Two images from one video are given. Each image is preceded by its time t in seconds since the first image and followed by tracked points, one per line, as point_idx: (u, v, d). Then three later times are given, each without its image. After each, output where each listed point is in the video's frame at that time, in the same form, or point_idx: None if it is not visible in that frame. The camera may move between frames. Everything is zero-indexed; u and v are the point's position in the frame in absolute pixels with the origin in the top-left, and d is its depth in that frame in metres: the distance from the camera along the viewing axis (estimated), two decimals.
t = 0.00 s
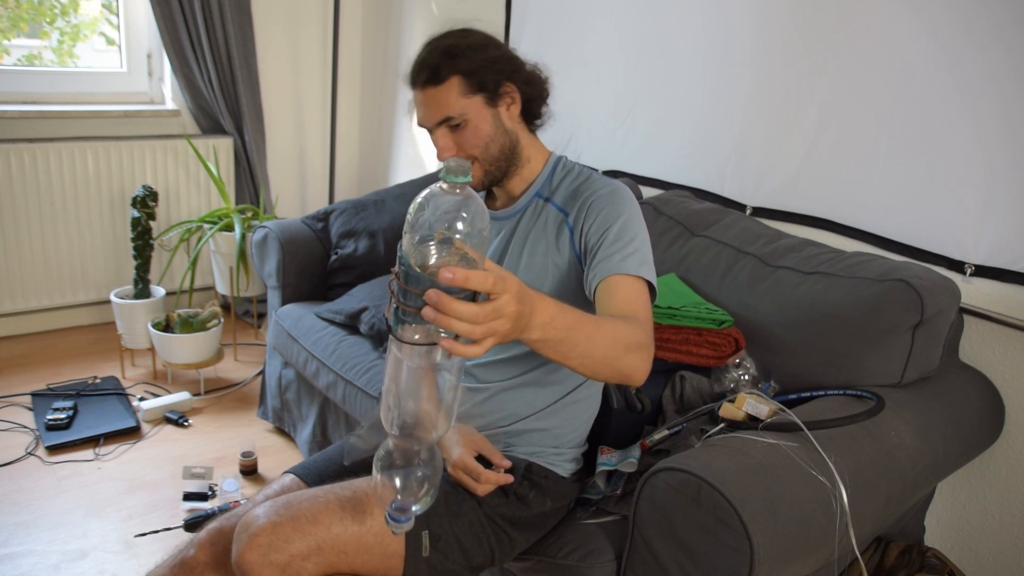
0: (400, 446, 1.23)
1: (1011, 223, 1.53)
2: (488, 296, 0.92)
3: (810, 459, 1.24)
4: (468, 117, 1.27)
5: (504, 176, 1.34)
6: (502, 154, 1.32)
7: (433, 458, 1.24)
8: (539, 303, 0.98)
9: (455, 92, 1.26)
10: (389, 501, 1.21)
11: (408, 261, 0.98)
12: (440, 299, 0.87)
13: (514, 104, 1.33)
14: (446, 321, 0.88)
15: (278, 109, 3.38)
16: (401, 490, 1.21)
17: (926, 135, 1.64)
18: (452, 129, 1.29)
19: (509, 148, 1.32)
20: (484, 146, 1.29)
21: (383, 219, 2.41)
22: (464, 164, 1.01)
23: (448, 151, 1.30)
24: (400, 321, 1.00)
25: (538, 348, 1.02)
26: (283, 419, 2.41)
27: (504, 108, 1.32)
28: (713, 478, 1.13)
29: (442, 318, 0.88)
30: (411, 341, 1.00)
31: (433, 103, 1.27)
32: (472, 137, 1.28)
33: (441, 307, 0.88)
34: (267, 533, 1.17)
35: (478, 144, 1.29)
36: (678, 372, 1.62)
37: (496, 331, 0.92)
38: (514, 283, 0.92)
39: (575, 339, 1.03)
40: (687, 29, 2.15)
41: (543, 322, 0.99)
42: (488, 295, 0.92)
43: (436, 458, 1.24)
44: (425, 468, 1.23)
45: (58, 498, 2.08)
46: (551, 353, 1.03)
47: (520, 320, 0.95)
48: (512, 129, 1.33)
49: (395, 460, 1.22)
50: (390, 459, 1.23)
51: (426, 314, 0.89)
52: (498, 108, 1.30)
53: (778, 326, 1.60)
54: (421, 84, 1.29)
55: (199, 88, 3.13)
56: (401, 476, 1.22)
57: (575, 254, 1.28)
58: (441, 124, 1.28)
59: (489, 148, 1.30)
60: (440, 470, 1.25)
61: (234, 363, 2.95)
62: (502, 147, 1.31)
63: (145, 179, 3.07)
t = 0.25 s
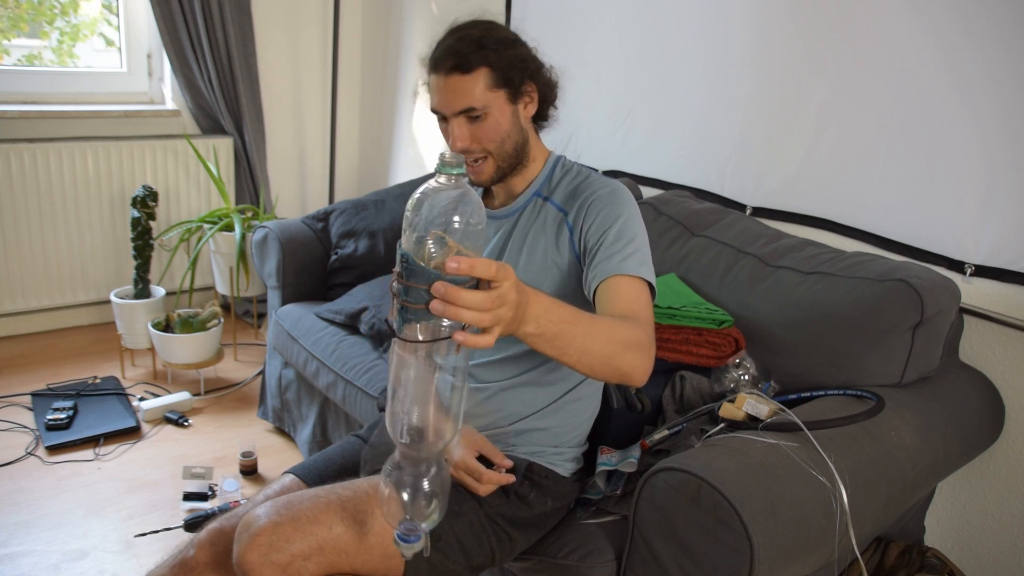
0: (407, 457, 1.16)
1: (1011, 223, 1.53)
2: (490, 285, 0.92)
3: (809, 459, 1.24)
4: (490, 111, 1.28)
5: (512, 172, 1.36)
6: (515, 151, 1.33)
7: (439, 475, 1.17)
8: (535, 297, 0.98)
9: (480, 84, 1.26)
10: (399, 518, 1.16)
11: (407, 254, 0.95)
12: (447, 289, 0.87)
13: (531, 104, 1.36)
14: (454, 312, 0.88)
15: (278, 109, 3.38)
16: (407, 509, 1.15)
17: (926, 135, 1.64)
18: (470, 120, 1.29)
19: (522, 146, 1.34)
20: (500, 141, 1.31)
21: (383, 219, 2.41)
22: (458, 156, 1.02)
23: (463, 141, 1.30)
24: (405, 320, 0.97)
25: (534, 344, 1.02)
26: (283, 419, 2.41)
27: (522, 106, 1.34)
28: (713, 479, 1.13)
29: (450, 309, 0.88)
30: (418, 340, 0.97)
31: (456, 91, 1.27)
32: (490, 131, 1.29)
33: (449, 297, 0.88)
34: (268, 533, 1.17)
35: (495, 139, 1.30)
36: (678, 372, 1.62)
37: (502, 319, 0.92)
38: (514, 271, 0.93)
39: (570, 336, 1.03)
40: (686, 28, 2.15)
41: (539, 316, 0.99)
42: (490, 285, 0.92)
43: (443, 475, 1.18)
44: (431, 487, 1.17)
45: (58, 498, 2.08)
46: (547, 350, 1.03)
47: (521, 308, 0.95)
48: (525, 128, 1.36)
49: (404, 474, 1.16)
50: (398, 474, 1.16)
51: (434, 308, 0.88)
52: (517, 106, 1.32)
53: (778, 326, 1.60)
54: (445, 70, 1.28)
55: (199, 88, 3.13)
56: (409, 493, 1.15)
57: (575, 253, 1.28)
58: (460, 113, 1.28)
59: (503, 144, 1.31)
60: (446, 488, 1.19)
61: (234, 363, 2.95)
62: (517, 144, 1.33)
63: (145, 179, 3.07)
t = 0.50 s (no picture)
0: (406, 455, 1.17)
1: (1011, 223, 1.53)
2: (490, 284, 0.92)
3: (810, 459, 1.24)
4: (499, 105, 1.28)
5: (513, 169, 1.35)
6: (519, 148, 1.33)
7: (438, 475, 1.20)
8: (535, 295, 0.98)
9: (491, 78, 1.27)
10: (399, 517, 1.17)
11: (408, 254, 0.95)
12: (448, 289, 0.87)
13: (538, 105, 1.37)
14: (456, 312, 0.88)
15: (278, 109, 3.38)
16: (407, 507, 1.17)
17: (926, 135, 1.64)
18: (478, 113, 1.28)
19: (525, 144, 1.34)
20: (506, 136, 1.31)
21: (383, 219, 2.41)
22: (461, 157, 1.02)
23: (469, 134, 1.29)
24: (405, 318, 0.97)
25: (535, 343, 1.02)
26: (283, 419, 2.41)
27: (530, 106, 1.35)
28: (713, 479, 1.13)
29: (452, 310, 0.88)
30: (417, 338, 0.98)
31: (466, 83, 1.27)
32: (497, 125, 1.29)
33: (450, 297, 0.87)
34: (270, 534, 1.17)
35: (501, 134, 1.30)
36: (678, 372, 1.62)
37: (503, 318, 0.92)
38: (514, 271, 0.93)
39: (571, 336, 1.03)
40: (686, 29, 2.15)
41: (538, 316, 0.99)
42: (490, 284, 0.92)
43: (442, 475, 1.21)
44: (430, 485, 1.19)
45: (58, 498, 2.08)
46: (548, 349, 1.03)
47: (520, 307, 0.95)
48: (530, 128, 1.36)
49: (403, 472, 1.17)
50: (398, 473, 1.18)
51: (435, 307, 0.88)
52: (524, 104, 1.33)
53: (778, 326, 1.60)
54: (457, 61, 1.28)
55: (199, 88, 3.13)
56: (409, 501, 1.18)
57: (574, 254, 1.28)
58: (469, 105, 1.28)
59: (509, 140, 1.31)
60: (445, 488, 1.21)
61: (234, 363, 2.95)
62: (521, 141, 1.33)
63: (145, 179, 3.07)
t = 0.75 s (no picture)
0: (404, 467, 1.17)
1: (1011, 223, 1.53)
2: (487, 301, 0.92)
3: (810, 459, 1.24)
4: (499, 104, 1.28)
5: (512, 168, 1.35)
6: (518, 148, 1.33)
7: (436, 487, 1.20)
8: (532, 306, 0.99)
9: (491, 76, 1.27)
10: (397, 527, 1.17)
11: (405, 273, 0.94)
12: (446, 309, 0.87)
13: (537, 105, 1.37)
14: (455, 331, 0.88)
15: (278, 109, 3.38)
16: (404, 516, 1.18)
17: (926, 135, 1.64)
18: (477, 112, 1.28)
19: (524, 145, 1.34)
20: (505, 136, 1.30)
21: (383, 219, 2.41)
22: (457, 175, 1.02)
23: (468, 133, 1.29)
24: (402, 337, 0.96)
25: (534, 354, 1.02)
26: (283, 419, 2.41)
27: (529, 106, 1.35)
28: (713, 479, 1.13)
29: (450, 329, 0.88)
30: (415, 356, 0.97)
31: (466, 82, 1.27)
32: (497, 125, 1.29)
33: (448, 316, 0.88)
34: (269, 534, 1.17)
35: (500, 133, 1.30)
36: (679, 372, 1.62)
37: (501, 334, 0.93)
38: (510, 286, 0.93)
39: (570, 343, 1.03)
40: (686, 29, 2.15)
41: (536, 326, 0.99)
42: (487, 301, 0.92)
43: (440, 486, 1.21)
44: (428, 496, 1.20)
45: (58, 498, 2.08)
46: (548, 359, 1.03)
47: (517, 321, 0.95)
48: (529, 128, 1.37)
49: (402, 483, 1.18)
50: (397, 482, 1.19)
51: (434, 327, 0.88)
52: (524, 104, 1.33)
53: (778, 327, 1.60)
54: (457, 60, 1.28)
55: (199, 88, 3.13)
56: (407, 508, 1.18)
57: (574, 256, 1.28)
58: (468, 104, 1.28)
59: (508, 140, 1.31)
60: (442, 499, 1.22)
61: (234, 363, 2.95)
62: (520, 141, 1.33)
63: (145, 179, 3.07)
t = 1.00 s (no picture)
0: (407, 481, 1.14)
1: (1012, 223, 1.53)
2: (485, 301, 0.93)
3: (810, 459, 1.24)
4: (502, 105, 1.28)
5: (512, 169, 1.35)
6: (520, 148, 1.33)
7: (440, 502, 1.17)
8: (528, 308, 0.99)
9: (495, 77, 1.26)
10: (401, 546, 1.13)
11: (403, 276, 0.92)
12: (447, 310, 0.87)
13: (538, 106, 1.37)
14: (459, 332, 0.88)
15: (278, 109, 3.38)
16: (409, 535, 1.14)
17: (926, 135, 1.64)
18: (480, 112, 1.28)
19: (525, 146, 1.34)
20: (507, 136, 1.30)
21: (383, 219, 2.41)
22: (451, 177, 0.99)
23: (470, 133, 1.29)
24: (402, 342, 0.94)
25: (534, 357, 1.02)
26: (283, 419, 2.41)
27: (531, 107, 1.35)
28: (713, 478, 1.13)
29: (454, 330, 0.88)
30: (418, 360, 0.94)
31: (469, 81, 1.26)
32: (499, 125, 1.29)
33: (450, 318, 0.88)
34: (269, 534, 1.17)
35: (502, 134, 1.30)
36: (679, 372, 1.62)
37: (502, 332, 0.93)
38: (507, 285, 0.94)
39: (568, 345, 1.03)
40: (686, 29, 2.15)
41: (534, 328, 0.99)
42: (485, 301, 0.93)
43: (443, 501, 1.18)
44: (432, 513, 1.16)
45: (58, 498, 2.08)
46: (548, 362, 1.03)
47: (517, 319, 0.96)
48: (531, 129, 1.37)
49: (406, 499, 1.14)
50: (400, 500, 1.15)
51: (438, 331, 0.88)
52: (526, 104, 1.33)
53: (778, 327, 1.60)
54: (459, 60, 1.27)
55: (199, 88, 3.13)
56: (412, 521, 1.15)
57: (574, 257, 1.28)
58: (471, 104, 1.27)
59: (509, 141, 1.31)
60: (446, 517, 1.18)
61: (234, 363, 2.95)
62: (522, 141, 1.33)
63: (145, 179, 3.08)
